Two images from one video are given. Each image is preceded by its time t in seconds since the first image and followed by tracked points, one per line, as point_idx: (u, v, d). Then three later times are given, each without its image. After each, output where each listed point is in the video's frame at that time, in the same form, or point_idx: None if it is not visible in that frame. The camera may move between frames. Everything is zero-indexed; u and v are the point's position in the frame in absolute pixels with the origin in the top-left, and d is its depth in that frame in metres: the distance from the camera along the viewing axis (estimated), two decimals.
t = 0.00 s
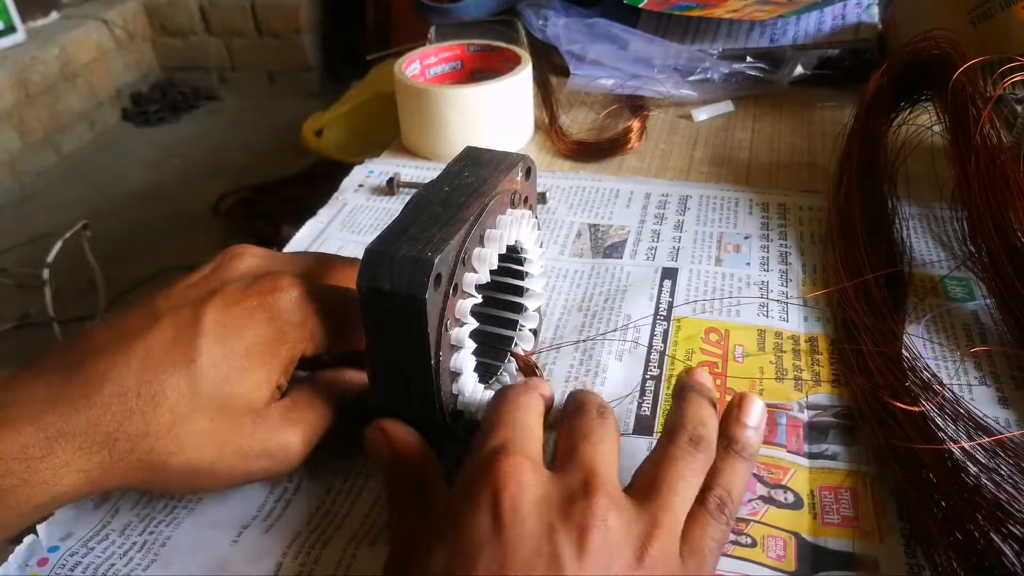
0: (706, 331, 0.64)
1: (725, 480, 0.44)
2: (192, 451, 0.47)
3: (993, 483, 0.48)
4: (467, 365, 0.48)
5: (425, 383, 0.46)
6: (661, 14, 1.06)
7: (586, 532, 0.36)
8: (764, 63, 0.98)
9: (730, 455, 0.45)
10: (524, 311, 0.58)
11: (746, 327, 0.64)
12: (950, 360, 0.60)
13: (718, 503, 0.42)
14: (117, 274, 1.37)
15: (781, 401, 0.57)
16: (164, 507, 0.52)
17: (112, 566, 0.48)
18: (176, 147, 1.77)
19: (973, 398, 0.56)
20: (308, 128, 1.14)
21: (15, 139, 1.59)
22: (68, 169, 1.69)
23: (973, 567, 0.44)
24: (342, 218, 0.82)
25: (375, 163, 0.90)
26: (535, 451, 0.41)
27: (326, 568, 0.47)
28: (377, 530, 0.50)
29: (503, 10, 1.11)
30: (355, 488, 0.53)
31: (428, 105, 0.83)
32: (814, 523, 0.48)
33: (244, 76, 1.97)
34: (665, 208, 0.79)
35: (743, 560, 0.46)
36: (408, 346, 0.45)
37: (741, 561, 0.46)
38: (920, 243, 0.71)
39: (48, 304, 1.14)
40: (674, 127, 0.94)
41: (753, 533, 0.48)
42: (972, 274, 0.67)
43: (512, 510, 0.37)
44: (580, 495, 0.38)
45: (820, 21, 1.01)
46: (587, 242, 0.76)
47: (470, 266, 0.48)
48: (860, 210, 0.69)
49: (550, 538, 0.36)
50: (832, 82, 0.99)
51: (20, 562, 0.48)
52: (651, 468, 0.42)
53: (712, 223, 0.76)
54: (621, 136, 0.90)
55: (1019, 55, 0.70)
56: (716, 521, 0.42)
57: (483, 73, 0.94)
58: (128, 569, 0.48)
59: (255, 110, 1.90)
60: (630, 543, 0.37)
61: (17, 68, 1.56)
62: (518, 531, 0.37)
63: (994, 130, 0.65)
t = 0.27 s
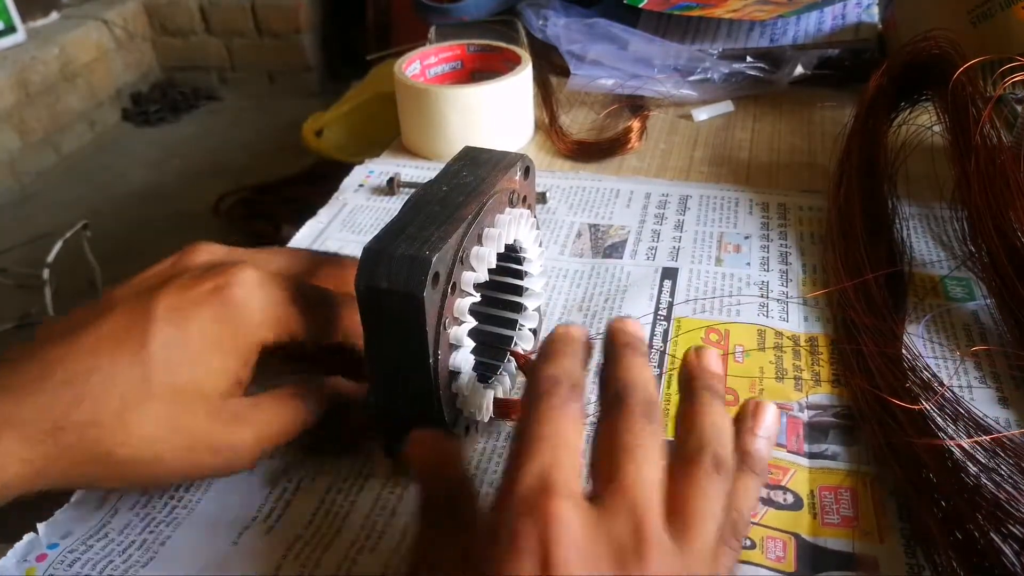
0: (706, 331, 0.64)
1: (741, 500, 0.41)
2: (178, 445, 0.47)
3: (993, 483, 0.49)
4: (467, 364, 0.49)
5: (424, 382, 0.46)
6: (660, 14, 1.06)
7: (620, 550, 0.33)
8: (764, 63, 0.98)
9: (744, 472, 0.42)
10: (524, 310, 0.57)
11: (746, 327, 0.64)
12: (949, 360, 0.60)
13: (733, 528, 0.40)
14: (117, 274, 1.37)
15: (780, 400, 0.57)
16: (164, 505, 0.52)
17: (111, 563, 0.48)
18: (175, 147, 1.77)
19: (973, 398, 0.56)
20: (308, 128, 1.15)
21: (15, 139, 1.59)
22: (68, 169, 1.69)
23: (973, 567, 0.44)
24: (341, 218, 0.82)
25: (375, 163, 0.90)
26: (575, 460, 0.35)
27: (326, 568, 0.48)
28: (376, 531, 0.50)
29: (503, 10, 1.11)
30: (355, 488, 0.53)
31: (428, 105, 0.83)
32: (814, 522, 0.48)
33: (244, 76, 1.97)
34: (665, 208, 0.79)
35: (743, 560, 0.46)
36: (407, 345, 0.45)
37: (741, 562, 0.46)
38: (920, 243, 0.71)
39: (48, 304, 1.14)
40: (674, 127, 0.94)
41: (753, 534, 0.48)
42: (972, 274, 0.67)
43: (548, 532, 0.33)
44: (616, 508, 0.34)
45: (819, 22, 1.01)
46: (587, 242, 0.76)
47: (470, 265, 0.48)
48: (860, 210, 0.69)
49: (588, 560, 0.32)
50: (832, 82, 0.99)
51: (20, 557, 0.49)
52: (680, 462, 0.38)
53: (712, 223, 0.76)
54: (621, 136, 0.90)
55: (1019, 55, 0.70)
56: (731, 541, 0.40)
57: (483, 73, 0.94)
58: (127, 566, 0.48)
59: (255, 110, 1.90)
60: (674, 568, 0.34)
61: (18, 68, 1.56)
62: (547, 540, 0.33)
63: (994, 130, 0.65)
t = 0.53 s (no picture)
0: (706, 331, 0.64)
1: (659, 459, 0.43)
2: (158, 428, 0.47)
3: (993, 482, 0.49)
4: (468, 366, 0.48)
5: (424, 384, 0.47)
6: (661, 14, 1.06)
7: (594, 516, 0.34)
8: (764, 63, 0.98)
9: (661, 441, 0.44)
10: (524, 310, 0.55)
11: (746, 327, 0.64)
12: (949, 360, 0.60)
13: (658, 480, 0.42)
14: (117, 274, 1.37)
15: (780, 400, 0.57)
16: (164, 506, 0.52)
17: (111, 562, 0.48)
18: (176, 147, 1.77)
19: (973, 398, 0.56)
20: (308, 128, 1.15)
21: (15, 139, 1.59)
22: (68, 169, 1.69)
23: (973, 567, 0.44)
24: (342, 218, 0.82)
25: (375, 163, 0.90)
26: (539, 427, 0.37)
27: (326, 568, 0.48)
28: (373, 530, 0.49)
29: (503, 10, 1.11)
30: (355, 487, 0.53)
31: (427, 104, 0.83)
32: (813, 523, 0.48)
33: (244, 76, 1.97)
34: (665, 208, 0.79)
35: (743, 561, 0.46)
36: (407, 345, 0.45)
37: (741, 562, 0.46)
38: (920, 243, 0.71)
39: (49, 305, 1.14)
40: (674, 127, 0.94)
41: (753, 534, 0.47)
42: (972, 274, 0.67)
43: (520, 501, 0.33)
44: (586, 478, 0.35)
45: (820, 22, 1.01)
46: (587, 242, 0.76)
47: (470, 265, 0.48)
48: (860, 210, 0.70)
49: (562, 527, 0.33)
50: (832, 82, 0.99)
51: (19, 556, 0.49)
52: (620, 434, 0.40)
53: (712, 223, 0.76)
54: (621, 136, 0.90)
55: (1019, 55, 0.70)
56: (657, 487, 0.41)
57: (483, 73, 0.94)
58: (127, 565, 0.48)
59: (255, 110, 1.90)
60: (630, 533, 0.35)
61: (17, 68, 1.56)
62: (474, 471, 0.34)
63: (994, 130, 0.65)
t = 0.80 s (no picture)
0: (706, 331, 0.64)
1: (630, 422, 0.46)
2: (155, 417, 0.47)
3: (993, 482, 0.49)
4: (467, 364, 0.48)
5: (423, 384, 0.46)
6: (661, 14, 1.06)
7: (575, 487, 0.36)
8: (764, 63, 0.98)
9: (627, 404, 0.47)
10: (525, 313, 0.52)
11: (746, 327, 0.64)
12: (950, 360, 0.60)
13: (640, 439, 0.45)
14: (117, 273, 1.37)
15: (780, 400, 0.57)
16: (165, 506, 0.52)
17: (111, 562, 0.48)
18: (176, 147, 1.77)
19: (973, 398, 0.56)
20: (308, 128, 1.15)
21: (15, 139, 1.59)
22: (68, 170, 1.69)
23: (973, 567, 0.45)
24: (342, 218, 0.82)
25: (375, 163, 0.90)
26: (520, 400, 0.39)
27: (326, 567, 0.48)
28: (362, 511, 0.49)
29: (503, 9, 1.11)
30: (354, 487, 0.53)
31: (427, 104, 0.83)
32: (813, 523, 0.48)
33: (244, 76, 1.97)
34: (665, 208, 0.79)
35: (743, 561, 0.46)
36: (406, 345, 0.45)
37: (740, 562, 0.46)
38: (920, 243, 0.71)
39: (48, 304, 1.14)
40: (674, 127, 0.95)
41: (753, 534, 0.47)
42: (972, 274, 0.67)
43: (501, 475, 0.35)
44: (564, 449, 0.38)
45: (819, 22, 1.01)
46: (587, 242, 0.76)
47: (470, 265, 0.48)
48: (860, 210, 0.70)
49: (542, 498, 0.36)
50: (832, 82, 0.99)
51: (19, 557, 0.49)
52: (592, 412, 0.43)
53: (712, 223, 0.76)
54: (621, 136, 0.90)
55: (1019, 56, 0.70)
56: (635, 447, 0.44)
57: (483, 73, 0.94)
58: (127, 566, 0.48)
59: (255, 110, 1.90)
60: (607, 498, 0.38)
61: (17, 68, 1.56)
62: (457, 441, 0.36)
63: (994, 130, 0.65)
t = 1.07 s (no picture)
0: (706, 331, 0.64)
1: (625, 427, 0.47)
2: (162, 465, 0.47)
3: (992, 483, 0.49)
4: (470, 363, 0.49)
5: (422, 383, 0.46)
6: (661, 14, 1.06)
7: (587, 470, 0.38)
8: (764, 63, 0.98)
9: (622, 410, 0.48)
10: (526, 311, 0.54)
11: (746, 327, 0.64)
12: (950, 360, 0.60)
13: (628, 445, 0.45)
14: (117, 273, 1.37)
15: (781, 400, 0.57)
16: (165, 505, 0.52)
17: (111, 562, 0.48)
18: (176, 147, 1.77)
19: (973, 398, 0.56)
20: (308, 128, 1.15)
21: (15, 139, 1.59)
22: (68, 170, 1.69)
23: (973, 567, 0.45)
24: (342, 218, 0.82)
25: (375, 163, 0.90)
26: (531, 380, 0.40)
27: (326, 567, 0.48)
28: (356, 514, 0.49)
29: (503, 9, 1.11)
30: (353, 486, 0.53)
31: (428, 104, 0.83)
32: (813, 523, 0.48)
33: (244, 76, 1.97)
34: (665, 208, 0.79)
35: (743, 560, 0.46)
36: (406, 344, 0.45)
37: (740, 562, 0.46)
38: (920, 243, 0.71)
39: (48, 304, 1.14)
40: (674, 127, 0.95)
41: (753, 534, 0.47)
42: (972, 274, 0.67)
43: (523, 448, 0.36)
44: (579, 432, 0.39)
45: (819, 21, 1.01)
46: (587, 242, 0.76)
47: (470, 266, 0.48)
48: (860, 211, 0.70)
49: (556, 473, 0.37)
50: (832, 82, 0.99)
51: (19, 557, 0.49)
52: (600, 404, 0.44)
53: (712, 223, 0.76)
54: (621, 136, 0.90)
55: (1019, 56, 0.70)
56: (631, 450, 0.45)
57: (483, 73, 0.94)
58: (127, 565, 0.48)
59: (255, 110, 1.90)
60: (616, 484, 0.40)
61: (17, 68, 1.56)
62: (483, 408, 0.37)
63: (994, 130, 0.65)
